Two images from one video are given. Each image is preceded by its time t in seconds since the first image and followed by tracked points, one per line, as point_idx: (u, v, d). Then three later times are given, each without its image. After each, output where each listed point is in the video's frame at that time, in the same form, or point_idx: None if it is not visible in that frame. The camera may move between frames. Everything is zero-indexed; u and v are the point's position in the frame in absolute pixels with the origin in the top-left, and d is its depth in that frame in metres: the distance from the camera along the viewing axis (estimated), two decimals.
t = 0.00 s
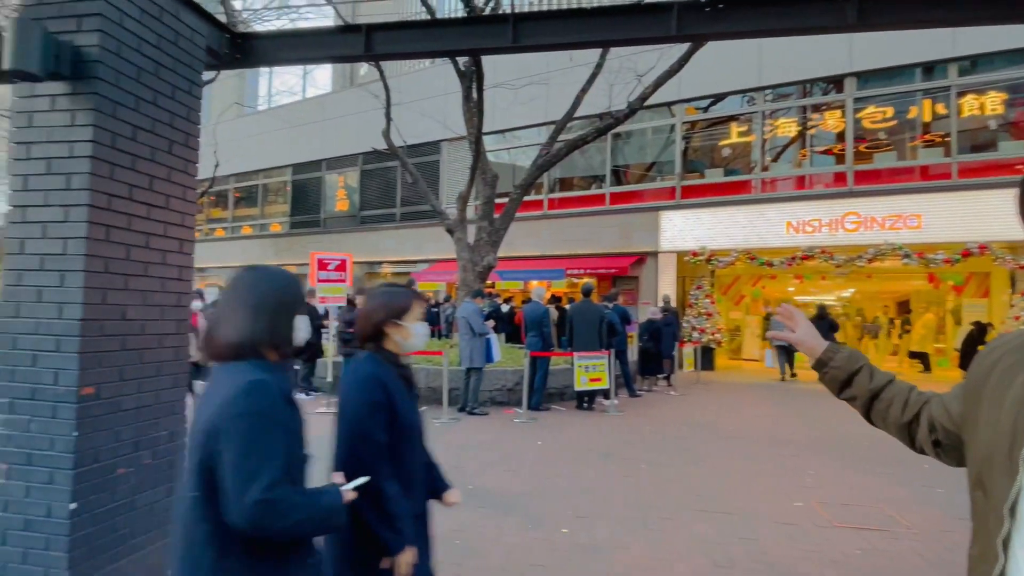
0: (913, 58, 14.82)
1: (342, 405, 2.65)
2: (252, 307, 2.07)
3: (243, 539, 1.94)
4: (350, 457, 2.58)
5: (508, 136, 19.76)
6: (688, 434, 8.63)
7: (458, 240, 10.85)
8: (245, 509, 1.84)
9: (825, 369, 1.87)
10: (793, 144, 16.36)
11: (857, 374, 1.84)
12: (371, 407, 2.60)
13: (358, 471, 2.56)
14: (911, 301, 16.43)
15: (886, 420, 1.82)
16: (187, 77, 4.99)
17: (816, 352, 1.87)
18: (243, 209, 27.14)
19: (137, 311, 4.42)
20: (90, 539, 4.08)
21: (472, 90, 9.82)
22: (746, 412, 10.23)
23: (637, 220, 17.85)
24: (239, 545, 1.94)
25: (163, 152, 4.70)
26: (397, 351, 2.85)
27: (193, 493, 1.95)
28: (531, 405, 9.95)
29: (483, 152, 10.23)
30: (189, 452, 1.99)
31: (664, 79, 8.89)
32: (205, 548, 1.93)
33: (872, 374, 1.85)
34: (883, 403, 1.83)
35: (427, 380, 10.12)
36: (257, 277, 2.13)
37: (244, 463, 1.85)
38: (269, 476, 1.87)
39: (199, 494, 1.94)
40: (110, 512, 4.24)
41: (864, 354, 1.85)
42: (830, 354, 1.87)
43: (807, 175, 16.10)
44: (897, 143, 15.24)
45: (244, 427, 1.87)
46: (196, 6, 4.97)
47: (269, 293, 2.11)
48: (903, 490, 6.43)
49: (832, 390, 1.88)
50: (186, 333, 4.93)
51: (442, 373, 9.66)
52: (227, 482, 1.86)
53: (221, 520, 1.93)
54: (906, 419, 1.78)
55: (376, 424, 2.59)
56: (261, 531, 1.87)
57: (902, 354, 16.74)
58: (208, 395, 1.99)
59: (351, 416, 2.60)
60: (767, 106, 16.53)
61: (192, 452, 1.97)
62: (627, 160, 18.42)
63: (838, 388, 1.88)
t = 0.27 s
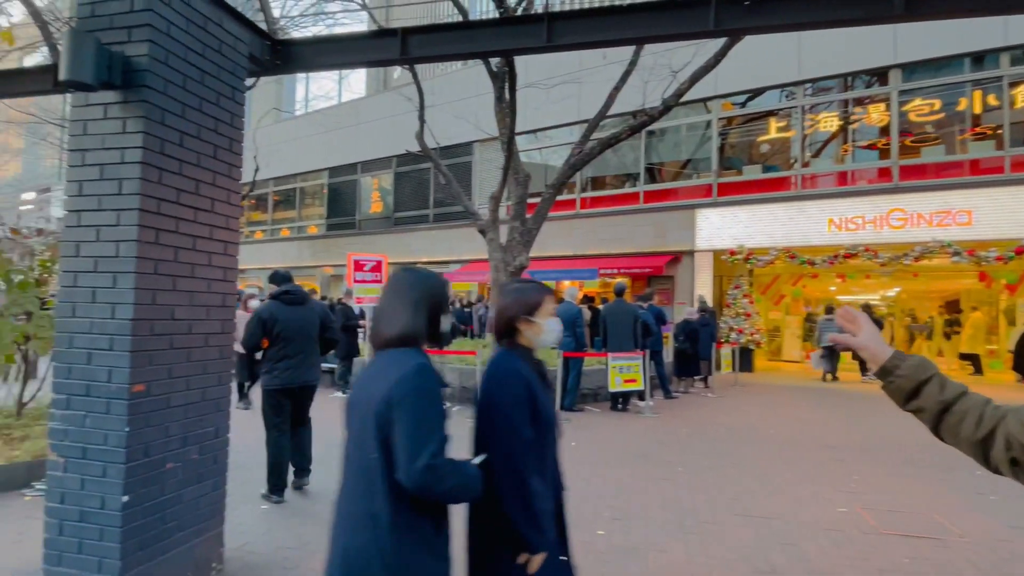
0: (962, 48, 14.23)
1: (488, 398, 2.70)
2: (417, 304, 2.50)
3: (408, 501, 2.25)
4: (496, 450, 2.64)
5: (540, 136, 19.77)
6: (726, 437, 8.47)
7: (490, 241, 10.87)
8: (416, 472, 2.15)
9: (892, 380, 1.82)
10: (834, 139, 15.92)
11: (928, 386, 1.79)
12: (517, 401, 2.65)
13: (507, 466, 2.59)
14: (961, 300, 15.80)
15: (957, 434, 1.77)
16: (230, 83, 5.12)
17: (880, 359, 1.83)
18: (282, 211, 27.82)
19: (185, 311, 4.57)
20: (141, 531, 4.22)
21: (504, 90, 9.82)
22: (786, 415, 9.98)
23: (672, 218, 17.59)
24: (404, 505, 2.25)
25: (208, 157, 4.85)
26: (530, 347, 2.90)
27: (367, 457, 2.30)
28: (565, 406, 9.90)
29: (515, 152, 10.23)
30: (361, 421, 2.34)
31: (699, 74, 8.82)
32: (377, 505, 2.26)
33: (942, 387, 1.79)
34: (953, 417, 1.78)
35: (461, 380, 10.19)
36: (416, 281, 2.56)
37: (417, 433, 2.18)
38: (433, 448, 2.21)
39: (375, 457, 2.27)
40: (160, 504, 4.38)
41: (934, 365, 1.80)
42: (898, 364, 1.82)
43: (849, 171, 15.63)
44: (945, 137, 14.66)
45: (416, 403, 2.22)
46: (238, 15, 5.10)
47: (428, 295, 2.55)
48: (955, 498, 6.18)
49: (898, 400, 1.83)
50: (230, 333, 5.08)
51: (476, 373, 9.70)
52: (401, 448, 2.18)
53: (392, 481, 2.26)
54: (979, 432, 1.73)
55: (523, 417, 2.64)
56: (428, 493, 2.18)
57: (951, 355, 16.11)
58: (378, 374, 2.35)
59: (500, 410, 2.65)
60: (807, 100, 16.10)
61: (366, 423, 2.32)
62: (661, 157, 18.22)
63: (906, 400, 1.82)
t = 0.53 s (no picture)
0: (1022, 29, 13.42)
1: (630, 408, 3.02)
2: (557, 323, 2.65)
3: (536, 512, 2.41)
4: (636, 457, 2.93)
5: (569, 130, 19.40)
6: (766, 443, 8.08)
7: (518, 240, 10.58)
8: (545, 486, 2.30)
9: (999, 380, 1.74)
10: (883, 129, 15.24)
11: None
12: (655, 414, 2.92)
13: (644, 475, 2.87)
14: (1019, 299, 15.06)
15: None
16: (258, 83, 4.90)
17: (992, 352, 1.74)
18: (307, 211, 27.97)
19: (214, 313, 4.36)
20: (172, 534, 4.02)
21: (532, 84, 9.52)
22: (830, 421, 9.50)
23: (710, 214, 17.05)
24: (532, 516, 2.41)
25: (237, 158, 4.63)
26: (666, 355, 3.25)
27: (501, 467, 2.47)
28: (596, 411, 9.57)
29: (543, 148, 9.92)
30: (497, 431, 2.52)
31: (738, 63, 8.38)
32: (506, 511, 2.43)
33: None
34: None
35: (488, 382, 9.96)
36: (557, 300, 2.73)
37: (545, 448, 2.33)
38: (559, 463, 2.33)
39: (507, 466, 2.44)
40: (190, 507, 4.17)
41: None
42: (1007, 363, 1.74)
43: (900, 163, 14.91)
44: (1004, 125, 13.86)
45: (548, 419, 2.37)
46: (265, 12, 4.86)
47: (566, 314, 2.68)
48: (1019, 511, 5.73)
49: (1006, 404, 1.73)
50: (259, 334, 4.82)
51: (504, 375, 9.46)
52: (531, 460, 2.34)
53: (522, 493, 2.41)
54: None
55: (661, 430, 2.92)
56: (554, 507, 2.32)
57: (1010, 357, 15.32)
58: (515, 387, 2.52)
59: (641, 421, 2.95)
60: (854, 87, 15.44)
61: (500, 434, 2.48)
62: (697, 151, 17.68)
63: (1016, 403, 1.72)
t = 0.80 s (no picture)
0: None
1: (746, 409, 2.66)
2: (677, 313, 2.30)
3: (664, 513, 2.10)
4: (761, 462, 2.58)
5: (590, 127, 19.22)
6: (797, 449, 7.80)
7: (539, 239, 10.44)
8: (674, 483, 1.99)
9: None
10: (917, 122, 14.85)
11: None
12: (778, 410, 2.58)
13: (770, 475, 2.56)
14: None
15: None
16: (279, 84, 4.81)
17: None
18: (327, 212, 28.17)
19: (238, 314, 4.30)
20: (197, 534, 3.96)
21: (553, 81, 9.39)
22: (864, 425, 9.16)
23: (737, 211, 16.73)
24: (660, 518, 2.11)
25: (260, 159, 4.55)
26: (779, 354, 2.86)
27: (619, 465, 2.19)
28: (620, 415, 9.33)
29: (564, 146, 9.76)
30: (611, 425, 2.25)
31: (765, 56, 8.14)
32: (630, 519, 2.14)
33: None
34: None
35: (509, 384, 9.80)
36: (678, 287, 2.39)
37: (673, 446, 2.03)
38: (688, 459, 2.03)
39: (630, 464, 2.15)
40: (215, 508, 4.11)
41: None
42: None
43: (936, 157, 14.49)
44: None
45: (673, 408, 2.07)
46: (287, 13, 4.79)
47: (688, 301, 2.34)
48: None
49: None
50: (282, 335, 4.75)
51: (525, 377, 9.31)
52: (657, 454, 2.05)
53: (648, 492, 2.12)
54: None
55: (788, 431, 2.56)
56: (686, 507, 2.01)
57: None
58: (630, 379, 2.25)
59: (761, 422, 2.59)
60: (886, 79, 15.06)
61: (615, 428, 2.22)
62: (723, 146, 17.41)
63: None
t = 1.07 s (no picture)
0: None
1: (900, 430, 2.20)
2: (823, 321, 2.07)
3: (822, 549, 1.91)
4: (921, 492, 2.13)
5: (609, 124, 19.09)
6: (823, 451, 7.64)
7: (557, 238, 10.36)
8: (840, 523, 1.77)
9: None
10: (945, 116, 14.50)
11: None
12: (947, 434, 2.09)
13: (930, 510, 2.10)
14: None
15: None
16: (298, 85, 4.79)
17: None
18: (344, 212, 28.36)
19: (259, 315, 4.28)
20: (218, 534, 3.95)
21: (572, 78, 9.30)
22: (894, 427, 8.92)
23: (759, 208, 16.49)
24: (816, 553, 1.91)
25: (279, 160, 4.53)
26: (937, 367, 2.30)
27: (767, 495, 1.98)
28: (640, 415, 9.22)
29: (583, 144, 9.66)
30: (756, 451, 2.03)
31: (789, 49, 7.97)
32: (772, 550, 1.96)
33: None
34: None
35: (528, 384, 9.73)
36: (825, 289, 2.15)
37: (834, 481, 1.80)
38: (854, 494, 1.80)
39: (778, 495, 1.94)
40: (236, 507, 4.09)
41: None
42: None
43: (966, 150, 14.15)
44: None
45: (835, 437, 1.83)
46: (306, 14, 4.76)
47: (836, 310, 2.08)
48: None
49: None
50: (302, 336, 4.73)
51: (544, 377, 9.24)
52: (818, 491, 1.81)
53: (802, 525, 1.92)
54: None
55: (959, 458, 2.08)
56: (854, 547, 1.80)
57: None
58: (777, 400, 2.00)
59: (919, 446, 2.13)
60: (914, 72, 14.75)
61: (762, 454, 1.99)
62: (744, 142, 17.19)
63: None
